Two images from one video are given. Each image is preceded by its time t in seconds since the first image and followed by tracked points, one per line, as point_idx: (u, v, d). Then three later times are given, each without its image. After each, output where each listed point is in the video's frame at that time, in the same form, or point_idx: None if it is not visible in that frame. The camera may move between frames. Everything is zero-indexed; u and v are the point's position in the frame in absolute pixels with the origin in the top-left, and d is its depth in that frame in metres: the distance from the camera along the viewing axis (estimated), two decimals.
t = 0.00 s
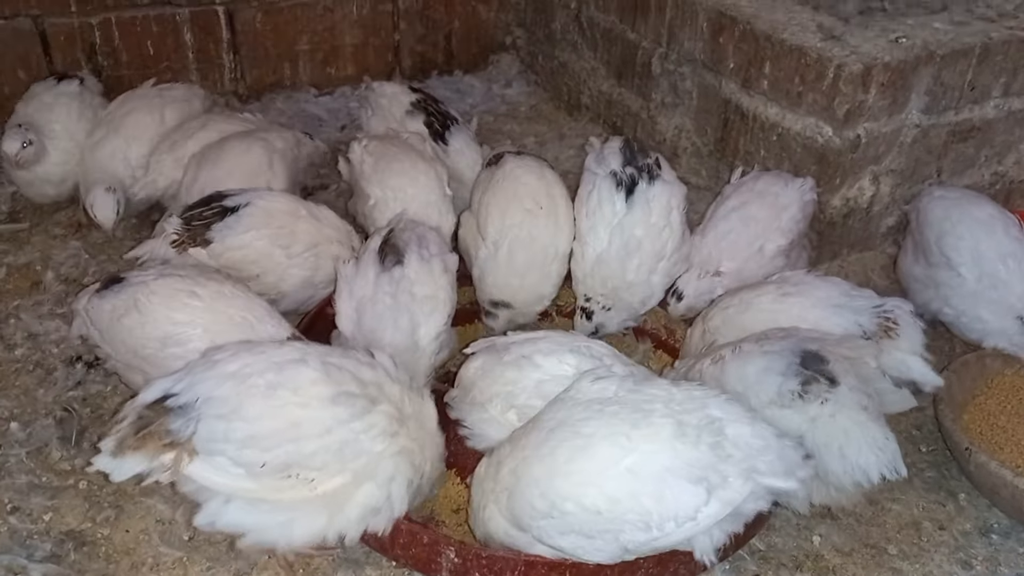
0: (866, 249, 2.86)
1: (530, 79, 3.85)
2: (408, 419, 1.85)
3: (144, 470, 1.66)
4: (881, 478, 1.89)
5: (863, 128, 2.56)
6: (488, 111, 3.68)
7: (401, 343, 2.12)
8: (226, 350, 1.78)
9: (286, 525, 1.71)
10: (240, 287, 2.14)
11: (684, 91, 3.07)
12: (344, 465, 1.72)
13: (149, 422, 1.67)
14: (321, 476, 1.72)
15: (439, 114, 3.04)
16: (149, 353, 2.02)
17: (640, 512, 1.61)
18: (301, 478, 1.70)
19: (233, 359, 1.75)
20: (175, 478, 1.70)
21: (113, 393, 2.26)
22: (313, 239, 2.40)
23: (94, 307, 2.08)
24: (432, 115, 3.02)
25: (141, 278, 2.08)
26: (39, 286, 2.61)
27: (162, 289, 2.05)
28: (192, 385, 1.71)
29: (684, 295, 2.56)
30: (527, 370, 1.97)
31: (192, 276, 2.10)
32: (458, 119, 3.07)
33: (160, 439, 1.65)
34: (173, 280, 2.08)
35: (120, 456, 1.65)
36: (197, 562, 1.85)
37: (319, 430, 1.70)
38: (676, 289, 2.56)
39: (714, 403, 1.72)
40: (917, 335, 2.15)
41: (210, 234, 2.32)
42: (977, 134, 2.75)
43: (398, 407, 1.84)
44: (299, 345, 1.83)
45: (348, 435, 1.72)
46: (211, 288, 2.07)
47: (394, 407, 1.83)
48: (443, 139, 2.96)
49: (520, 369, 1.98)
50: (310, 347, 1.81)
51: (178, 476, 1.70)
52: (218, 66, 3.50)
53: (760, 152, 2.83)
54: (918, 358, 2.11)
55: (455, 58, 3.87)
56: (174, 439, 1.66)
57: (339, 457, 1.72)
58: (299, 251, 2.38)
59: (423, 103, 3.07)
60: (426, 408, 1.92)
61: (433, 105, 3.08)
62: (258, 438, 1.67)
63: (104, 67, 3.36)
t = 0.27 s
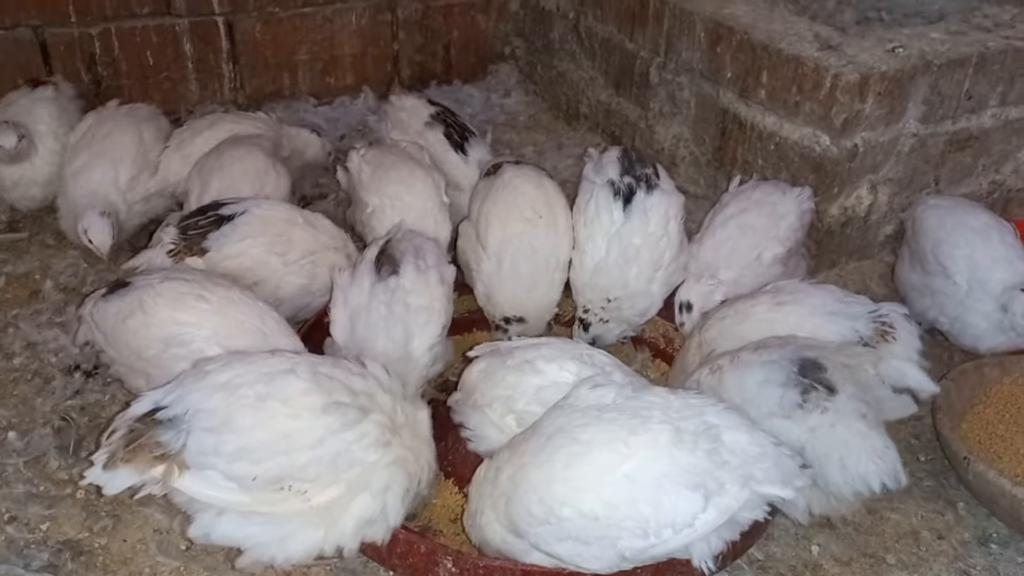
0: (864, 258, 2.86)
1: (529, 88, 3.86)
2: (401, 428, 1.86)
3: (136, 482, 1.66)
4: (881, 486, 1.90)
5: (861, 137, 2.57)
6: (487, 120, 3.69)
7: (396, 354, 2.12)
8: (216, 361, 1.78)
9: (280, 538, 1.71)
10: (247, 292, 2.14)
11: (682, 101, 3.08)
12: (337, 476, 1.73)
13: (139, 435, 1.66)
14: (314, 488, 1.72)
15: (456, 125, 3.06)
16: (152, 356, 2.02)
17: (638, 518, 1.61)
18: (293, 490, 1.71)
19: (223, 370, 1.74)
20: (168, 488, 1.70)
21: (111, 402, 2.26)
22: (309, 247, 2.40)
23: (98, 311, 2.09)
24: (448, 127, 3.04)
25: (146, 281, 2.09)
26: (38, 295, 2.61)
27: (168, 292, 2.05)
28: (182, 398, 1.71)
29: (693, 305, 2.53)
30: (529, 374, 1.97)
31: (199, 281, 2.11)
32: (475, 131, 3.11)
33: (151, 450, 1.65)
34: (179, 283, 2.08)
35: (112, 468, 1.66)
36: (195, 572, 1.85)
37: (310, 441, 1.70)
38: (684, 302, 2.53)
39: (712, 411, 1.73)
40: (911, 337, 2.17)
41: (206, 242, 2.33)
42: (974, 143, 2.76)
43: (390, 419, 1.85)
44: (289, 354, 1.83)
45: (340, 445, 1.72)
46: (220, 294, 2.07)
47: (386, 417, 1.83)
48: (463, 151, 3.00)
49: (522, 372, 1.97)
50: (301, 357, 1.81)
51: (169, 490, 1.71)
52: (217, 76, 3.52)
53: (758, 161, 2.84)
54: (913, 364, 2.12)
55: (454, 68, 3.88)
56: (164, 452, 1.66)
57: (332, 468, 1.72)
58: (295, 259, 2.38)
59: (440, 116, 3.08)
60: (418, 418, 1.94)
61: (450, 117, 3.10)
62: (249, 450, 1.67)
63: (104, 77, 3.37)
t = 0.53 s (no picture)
0: (866, 265, 2.86)
1: (531, 97, 3.87)
2: (401, 436, 1.86)
3: (134, 495, 1.66)
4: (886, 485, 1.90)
5: (862, 145, 2.57)
6: (489, 128, 3.70)
7: (395, 363, 2.12)
8: (215, 375, 1.79)
9: (285, 551, 1.71)
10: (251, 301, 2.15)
11: (683, 109, 3.08)
12: (338, 488, 1.73)
13: (138, 450, 1.66)
14: (315, 501, 1.73)
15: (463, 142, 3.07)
16: (156, 363, 2.02)
17: (643, 528, 1.61)
18: (294, 503, 1.71)
19: (221, 384, 1.75)
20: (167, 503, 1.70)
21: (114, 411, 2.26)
22: (314, 251, 2.41)
23: (103, 318, 2.10)
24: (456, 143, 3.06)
25: (150, 290, 2.10)
26: (41, 304, 2.61)
27: (170, 301, 2.06)
28: (180, 412, 1.71)
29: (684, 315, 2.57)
30: (530, 382, 1.97)
31: (201, 289, 2.12)
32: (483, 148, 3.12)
33: (150, 466, 1.65)
34: (181, 292, 2.09)
35: (111, 482, 1.66)
36: None
37: (309, 455, 1.70)
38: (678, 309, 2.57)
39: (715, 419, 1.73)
40: (911, 342, 2.14)
41: (212, 249, 2.34)
42: (975, 151, 2.76)
43: (390, 427, 1.84)
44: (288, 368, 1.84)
45: (339, 458, 1.72)
46: (222, 302, 2.08)
47: (386, 427, 1.83)
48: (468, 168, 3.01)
49: (522, 380, 1.98)
50: (299, 370, 1.83)
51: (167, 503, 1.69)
52: (220, 85, 3.53)
53: (760, 169, 2.84)
54: (913, 372, 2.07)
55: (456, 77, 3.90)
56: (163, 467, 1.65)
57: (332, 481, 1.72)
58: (300, 264, 2.38)
59: (448, 131, 3.09)
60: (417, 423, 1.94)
61: (459, 134, 3.11)
62: (248, 465, 1.67)
63: (107, 86, 3.38)
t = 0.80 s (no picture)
0: (867, 273, 2.87)
1: (532, 104, 3.89)
2: (404, 443, 1.86)
3: (137, 498, 1.67)
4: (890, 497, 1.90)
5: (863, 152, 2.58)
6: (491, 135, 3.72)
7: (399, 369, 2.12)
8: (218, 380, 1.80)
9: (285, 556, 1.70)
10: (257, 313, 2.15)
11: (685, 116, 3.09)
12: (339, 493, 1.73)
13: (141, 454, 1.67)
14: (317, 505, 1.72)
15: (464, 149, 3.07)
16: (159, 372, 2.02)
17: (649, 534, 1.61)
18: (296, 507, 1.71)
19: (224, 389, 1.76)
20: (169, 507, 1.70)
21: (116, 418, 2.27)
22: (325, 262, 2.41)
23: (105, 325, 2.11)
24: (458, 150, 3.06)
25: (153, 298, 2.11)
26: (43, 311, 2.61)
27: (173, 309, 2.06)
28: (183, 416, 1.71)
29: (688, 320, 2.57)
30: (531, 387, 1.97)
31: (205, 298, 2.12)
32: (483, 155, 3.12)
33: (152, 470, 1.66)
34: (184, 300, 2.09)
35: (114, 486, 1.66)
36: None
37: (311, 459, 1.70)
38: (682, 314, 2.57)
39: (718, 426, 1.73)
40: (911, 344, 2.17)
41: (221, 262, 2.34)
42: (976, 159, 2.77)
43: (393, 434, 1.84)
44: (291, 373, 1.85)
45: (341, 463, 1.73)
46: (225, 312, 2.08)
47: (389, 434, 1.83)
48: (467, 176, 3.02)
49: (524, 385, 1.97)
50: (302, 376, 1.83)
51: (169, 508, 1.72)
52: (223, 92, 3.54)
53: (761, 176, 2.85)
54: (914, 374, 2.12)
55: (457, 84, 3.91)
56: (166, 471, 1.66)
57: (334, 486, 1.72)
58: (311, 275, 2.39)
59: (449, 139, 3.10)
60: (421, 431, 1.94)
61: (460, 140, 3.11)
62: (251, 469, 1.67)
63: (110, 93, 3.39)
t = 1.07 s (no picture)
0: (867, 277, 2.87)
1: (531, 108, 3.90)
2: (404, 447, 1.86)
3: (137, 502, 1.67)
4: (889, 505, 1.91)
5: (861, 156, 2.58)
6: (490, 140, 3.73)
7: (398, 373, 2.12)
8: (218, 384, 1.80)
9: (285, 560, 1.70)
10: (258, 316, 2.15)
11: (683, 120, 3.10)
12: (339, 497, 1.73)
13: (141, 457, 1.67)
14: (317, 509, 1.72)
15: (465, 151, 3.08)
16: (160, 375, 2.01)
17: (651, 542, 1.61)
18: (296, 511, 1.71)
19: (225, 392, 1.76)
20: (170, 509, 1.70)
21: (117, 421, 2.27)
22: (324, 256, 2.42)
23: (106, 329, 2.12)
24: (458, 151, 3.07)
25: (153, 302, 2.12)
26: (43, 315, 2.62)
27: (173, 313, 2.06)
28: (184, 419, 1.72)
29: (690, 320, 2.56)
30: (514, 396, 1.98)
31: (205, 301, 2.13)
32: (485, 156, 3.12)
33: (152, 472, 1.66)
34: (185, 304, 2.10)
35: (114, 489, 1.66)
36: None
37: (311, 463, 1.71)
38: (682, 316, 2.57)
39: (717, 429, 1.74)
40: (912, 349, 2.16)
41: (222, 261, 2.35)
42: (974, 163, 2.78)
43: (393, 439, 1.84)
44: (291, 376, 1.85)
45: (341, 467, 1.73)
46: (225, 315, 2.09)
47: (389, 438, 1.83)
48: (469, 176, 3.02)
49: (508, 394, 1.98)
50: (302, 379, 1.83)
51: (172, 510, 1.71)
52: (223, 96, 3.54)
53: (760, 180, 2.85)
54: (915, 377, 2.13)
55: (457, 88, 3.93)
56: (167, 473, 1.67)
57: (334, 490, 1.72)
58: (312, 270, 2.39)
59: (448, 140, 3.10)
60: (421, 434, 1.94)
61: (461, 142, 3.12)
62: (251, 472, 1.68)
63: (110, 97, 3.40)
